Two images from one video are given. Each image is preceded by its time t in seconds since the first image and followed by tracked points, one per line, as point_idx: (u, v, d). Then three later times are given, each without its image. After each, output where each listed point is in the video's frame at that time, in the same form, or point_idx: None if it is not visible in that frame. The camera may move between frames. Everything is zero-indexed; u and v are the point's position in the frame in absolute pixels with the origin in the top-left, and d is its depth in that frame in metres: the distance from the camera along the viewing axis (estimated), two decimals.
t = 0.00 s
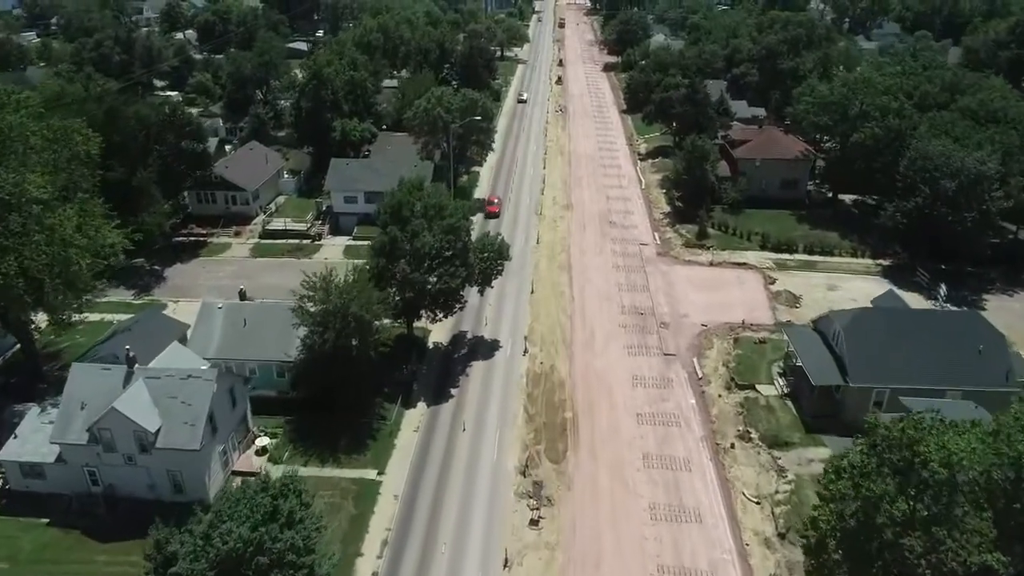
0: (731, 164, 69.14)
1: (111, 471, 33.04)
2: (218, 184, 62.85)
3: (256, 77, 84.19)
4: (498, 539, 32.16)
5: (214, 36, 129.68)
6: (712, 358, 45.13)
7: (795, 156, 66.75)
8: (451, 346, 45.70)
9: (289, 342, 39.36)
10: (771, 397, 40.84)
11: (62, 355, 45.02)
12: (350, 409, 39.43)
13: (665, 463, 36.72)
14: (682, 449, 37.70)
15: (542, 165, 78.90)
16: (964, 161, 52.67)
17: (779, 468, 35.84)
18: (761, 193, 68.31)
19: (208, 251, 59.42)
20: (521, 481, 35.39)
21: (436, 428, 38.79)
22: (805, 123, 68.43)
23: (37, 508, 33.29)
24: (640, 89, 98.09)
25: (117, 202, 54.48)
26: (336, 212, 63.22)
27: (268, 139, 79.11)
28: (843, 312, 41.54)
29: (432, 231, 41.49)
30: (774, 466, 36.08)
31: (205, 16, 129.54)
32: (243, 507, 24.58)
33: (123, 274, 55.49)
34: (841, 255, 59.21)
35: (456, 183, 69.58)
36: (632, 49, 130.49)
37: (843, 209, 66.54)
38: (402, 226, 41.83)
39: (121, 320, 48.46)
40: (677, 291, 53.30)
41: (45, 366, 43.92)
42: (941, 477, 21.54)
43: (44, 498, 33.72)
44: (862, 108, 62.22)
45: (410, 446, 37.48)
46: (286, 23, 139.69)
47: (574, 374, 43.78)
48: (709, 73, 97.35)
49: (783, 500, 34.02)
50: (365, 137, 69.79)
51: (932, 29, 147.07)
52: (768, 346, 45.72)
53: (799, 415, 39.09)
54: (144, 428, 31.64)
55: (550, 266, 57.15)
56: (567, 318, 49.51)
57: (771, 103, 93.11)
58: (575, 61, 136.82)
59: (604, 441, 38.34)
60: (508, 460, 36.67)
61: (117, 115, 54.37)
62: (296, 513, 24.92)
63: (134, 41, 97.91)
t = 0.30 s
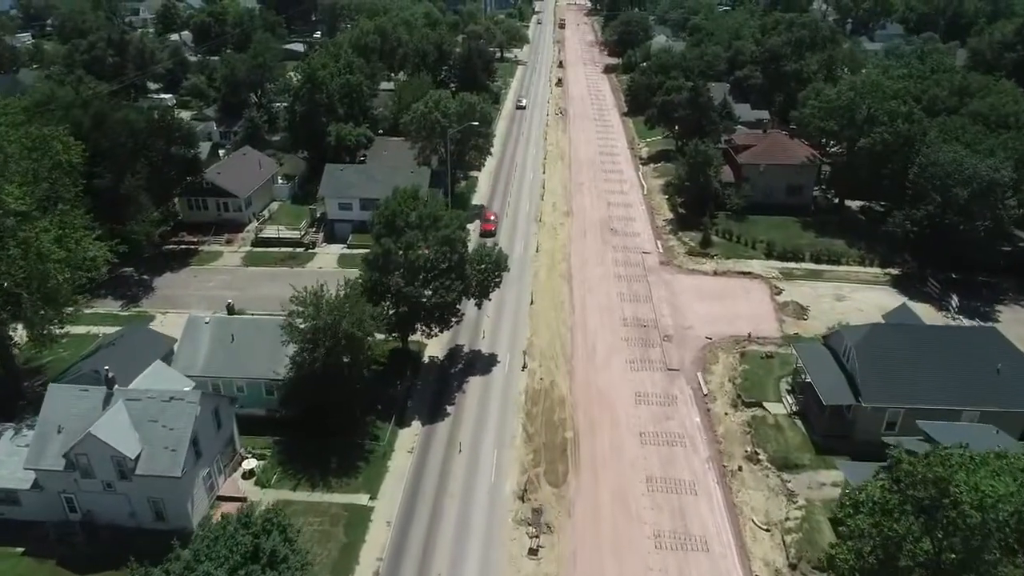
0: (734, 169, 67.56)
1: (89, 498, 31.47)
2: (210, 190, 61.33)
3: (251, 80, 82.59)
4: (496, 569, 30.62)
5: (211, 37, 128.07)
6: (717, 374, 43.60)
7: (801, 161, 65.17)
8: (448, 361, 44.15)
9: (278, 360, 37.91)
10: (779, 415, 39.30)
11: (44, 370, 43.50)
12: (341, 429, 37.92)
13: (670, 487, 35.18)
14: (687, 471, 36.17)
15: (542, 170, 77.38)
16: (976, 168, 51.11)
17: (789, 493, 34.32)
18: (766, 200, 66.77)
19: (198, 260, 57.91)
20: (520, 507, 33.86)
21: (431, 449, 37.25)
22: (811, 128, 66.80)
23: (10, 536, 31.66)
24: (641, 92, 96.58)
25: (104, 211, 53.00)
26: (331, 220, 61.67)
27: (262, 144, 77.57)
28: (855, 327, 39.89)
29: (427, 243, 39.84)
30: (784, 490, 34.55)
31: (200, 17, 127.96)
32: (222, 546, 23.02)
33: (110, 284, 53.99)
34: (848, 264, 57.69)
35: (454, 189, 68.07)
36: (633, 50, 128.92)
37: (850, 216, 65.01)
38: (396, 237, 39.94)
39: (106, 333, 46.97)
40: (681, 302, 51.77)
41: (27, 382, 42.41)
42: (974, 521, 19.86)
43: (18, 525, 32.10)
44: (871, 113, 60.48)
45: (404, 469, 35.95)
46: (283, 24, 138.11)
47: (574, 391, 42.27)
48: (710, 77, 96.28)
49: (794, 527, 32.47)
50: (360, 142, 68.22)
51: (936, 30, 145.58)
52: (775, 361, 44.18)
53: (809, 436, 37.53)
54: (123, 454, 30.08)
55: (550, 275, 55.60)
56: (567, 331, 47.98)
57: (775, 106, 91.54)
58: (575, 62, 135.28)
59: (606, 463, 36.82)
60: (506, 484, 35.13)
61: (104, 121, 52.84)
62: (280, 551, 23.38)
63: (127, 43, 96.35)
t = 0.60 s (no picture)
0: (739, 175, 65.99)
1: (65, 528, 29.90)
2: (201, 198, 59.82)
3: (245, 84, 81.20)
4: None
5: (207, 39, 126.60)
6: (723, 391, 42.04)
7: (807, 167, 63.62)
8: (444, 377, 42.60)
9: (266, 378, 36.44)
10: (788, 436, 37.74)
11: (26, 387, 41.95)
12: (332, 450, 36.36)
13: (675, 513, 33.63)
14: (692, 497, 34.62)
15: (541, 175, 75.87)
16: (990, 175, 49.53)
17: (800, 520, 32.74)
18: (771, 206, 65.23)
19: (189, 269, 56.42)
20: (518, 535, 32.30)
21: (425, 473, 35.68)
22: (817, 133, 65.28)
23: None
24: (643, 95, 95.01)
25: (91, 220, 51.46)
26: (325, 227, 60.13)
27: (257, 148, 76.03)
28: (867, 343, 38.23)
29: (422, 256, 38.23)
30: (794, 517, 32.98)
31: (197, 18, 126.49)
32: None
33: (98, 295, 52.48)
34: (857, 274, 56.15)
35: (452, 195, 66.63)
36: (635, 52, 127.41)
37: (857, 223, 63.50)
38: (390, 250, 38.30)
39: (91, 347, 45.45)
40: (685, 314, 50.21)
41: (7, 400, 40.86)
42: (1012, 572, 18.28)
43: None
44: (878, 118, 59.04)
45: (397, 494, 34.38)
46: (280, 25, 136.63)
47: (575, 409, 40.71)
48: (713, 79, 94.67)
49: (807, 558, 30.90)
50: (356, 147, 66.69)
51: (941, 30, 144.10)
52: (784, 378, 42.61)
53: (820, 459, 35.95)
54: (99, 484, 28.50)
55: (550, 285, 54.06)
56: (568, 345, 46.44)
57: (779, 109, 90.05)
58: (576, 64, 133.75)
59: (607, 487, 35.28)
60: (503, 510, 33.59)
61: (91, 128, 51.34)
62: None
63: (120, 45, 94.85)
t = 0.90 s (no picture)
0: (743, 182, 64.42)
1: (38, 562, 28.36)
2: (191, 205, 58.30)
3: (239, 87, 79.67)
4: None
5: (203, 40, 124.96)
6: (730, 409, 40.49)
7: (813, 173, 62.10)
8: (440, 395, 41.00)
9: (251, 401, 34.89)
10: (798, 459, 36.17)
11: (5, 405, 40.40)
12: (322, 474, 34.79)
13: (681, 542, 32.05)
14: (699, 524, 33.06)
15: (541, 181, 74.36)
16: (1005, 184, 48.01)
17: (812, 550, 31.17)
18: (776, 213, 63.68)
19: (178, 278, 54.92)
20: (515, 566, 30.73)
21: (419, 498, 34.13)
22: (824, 138, 63.75)
23: None
24: (644, 97, 93.50)
25: (76, 230, 49.94)
26: (319, 235, 58.55)
27: (250, 153, 74.42)
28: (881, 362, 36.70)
29: (416, 271, 36.57)
30: (806, 547, 31.41)
31: (192, 19, 124.87)
32: None
33: (83, 307, 50.93)
34: (865, 284, 54.60)
35: (449, 202, 65.12)
36: (635, 53, 125.83)
37: (864, 231, 62.01)
38: (382, 264, 36.66)
39: (75, 363, 43.95)
40: (689, 327, 48.65)
41: None
42: None
43: None
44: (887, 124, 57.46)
45: (390, 521, 32.81)
46: (277, 26, 135.15)
47: (576, 429, 39.18)
48: (715, 81, 93.06)
49: None
50: (351, 153, 65.11)
51: (945, 31, 142.42)
52: (792, 396, 41.05)
53: (832, 484, 34.40)
54: (73, 517, 26.97)
55: (549, 296, 52.48)
56: (568, 360, 44.87)
57: (783, 113, 88.52)
58: (576, 66, 132.15)
59: (610, 513, 33.70)
60: (501, 539, 32.01)
61: (77, 133, 49.80)
62: None
63: (112, 47, 93.26)
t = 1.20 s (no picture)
0: (747, 188, 62.82)
1: None
2: (180, 213, 56.78)
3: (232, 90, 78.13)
4: None
5: (198, 41, 123.28)
6: (737, 429, 38.93)
7: (820, 180, 60.57)
8: (435, 415, 39.39)
9: (236, 424, 33.26)
10: (809, 484, 34.59)
11: None
12: (311, 500, 33.14)
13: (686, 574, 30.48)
14: (705, 553, 31.49)
15: (540, 187, 72.83)
16: (1020, 193, 46.56)
17: None
18: (781, 221, 62.16)
19: (167, 289, 53.36)
20: None
21: (412, 525, 32.55)
22: (830, 145, 62.29)
23: None
24: (645, 101, 92.00)
25: (60, 242, 48.83)
26: (312, 244, 57.01)
27: (243, 158, 72.87)
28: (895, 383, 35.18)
29: (410, 287, 34.89)
30: None
31: (187, 20, 123.18)
32: None
33: (68, 319, 49.39)
34: (874, 295, 53.03)
35: (446, 210, 63.61)
36: (636, 55, 124.30)
37: (872, 239, 60.51)
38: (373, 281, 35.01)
39: (57, 379, 42.41)
40: (694, 341, 47.06)
41: None
42: None
43: None
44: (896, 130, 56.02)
45: (382, 551, 31.24)
46: (273, 28, 133.60)
47: (576, 450, 37.62)
48: (718, 84, 91.47)
49: None
50: (346, 158, 63.49)
51: (948, 32, 140.81)
52: (802, 416, 39.47)
53: (845, 511, 32.83)
54: (42, 552, 25.05)
55: (549, 308, 50.89)
56: (569, 376, 43.29)
57: (787, 116, 87.02)
58: (575, 67, 130.65)
59: (612, 543, 32.16)
60: (497, 570, 30.45)
61: (61, 140, 48.45)
62: None
63: (104, 49, 91.72)
